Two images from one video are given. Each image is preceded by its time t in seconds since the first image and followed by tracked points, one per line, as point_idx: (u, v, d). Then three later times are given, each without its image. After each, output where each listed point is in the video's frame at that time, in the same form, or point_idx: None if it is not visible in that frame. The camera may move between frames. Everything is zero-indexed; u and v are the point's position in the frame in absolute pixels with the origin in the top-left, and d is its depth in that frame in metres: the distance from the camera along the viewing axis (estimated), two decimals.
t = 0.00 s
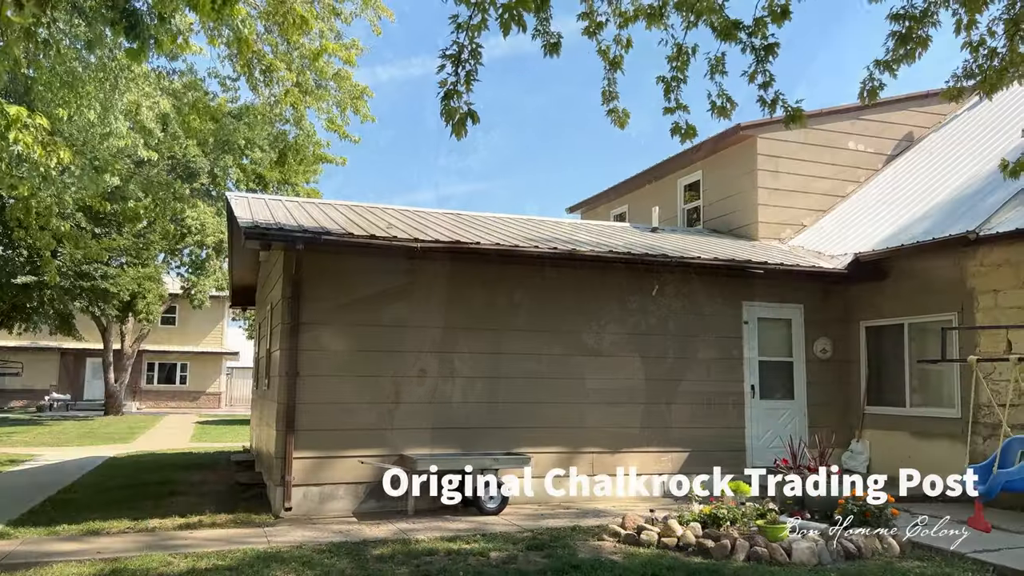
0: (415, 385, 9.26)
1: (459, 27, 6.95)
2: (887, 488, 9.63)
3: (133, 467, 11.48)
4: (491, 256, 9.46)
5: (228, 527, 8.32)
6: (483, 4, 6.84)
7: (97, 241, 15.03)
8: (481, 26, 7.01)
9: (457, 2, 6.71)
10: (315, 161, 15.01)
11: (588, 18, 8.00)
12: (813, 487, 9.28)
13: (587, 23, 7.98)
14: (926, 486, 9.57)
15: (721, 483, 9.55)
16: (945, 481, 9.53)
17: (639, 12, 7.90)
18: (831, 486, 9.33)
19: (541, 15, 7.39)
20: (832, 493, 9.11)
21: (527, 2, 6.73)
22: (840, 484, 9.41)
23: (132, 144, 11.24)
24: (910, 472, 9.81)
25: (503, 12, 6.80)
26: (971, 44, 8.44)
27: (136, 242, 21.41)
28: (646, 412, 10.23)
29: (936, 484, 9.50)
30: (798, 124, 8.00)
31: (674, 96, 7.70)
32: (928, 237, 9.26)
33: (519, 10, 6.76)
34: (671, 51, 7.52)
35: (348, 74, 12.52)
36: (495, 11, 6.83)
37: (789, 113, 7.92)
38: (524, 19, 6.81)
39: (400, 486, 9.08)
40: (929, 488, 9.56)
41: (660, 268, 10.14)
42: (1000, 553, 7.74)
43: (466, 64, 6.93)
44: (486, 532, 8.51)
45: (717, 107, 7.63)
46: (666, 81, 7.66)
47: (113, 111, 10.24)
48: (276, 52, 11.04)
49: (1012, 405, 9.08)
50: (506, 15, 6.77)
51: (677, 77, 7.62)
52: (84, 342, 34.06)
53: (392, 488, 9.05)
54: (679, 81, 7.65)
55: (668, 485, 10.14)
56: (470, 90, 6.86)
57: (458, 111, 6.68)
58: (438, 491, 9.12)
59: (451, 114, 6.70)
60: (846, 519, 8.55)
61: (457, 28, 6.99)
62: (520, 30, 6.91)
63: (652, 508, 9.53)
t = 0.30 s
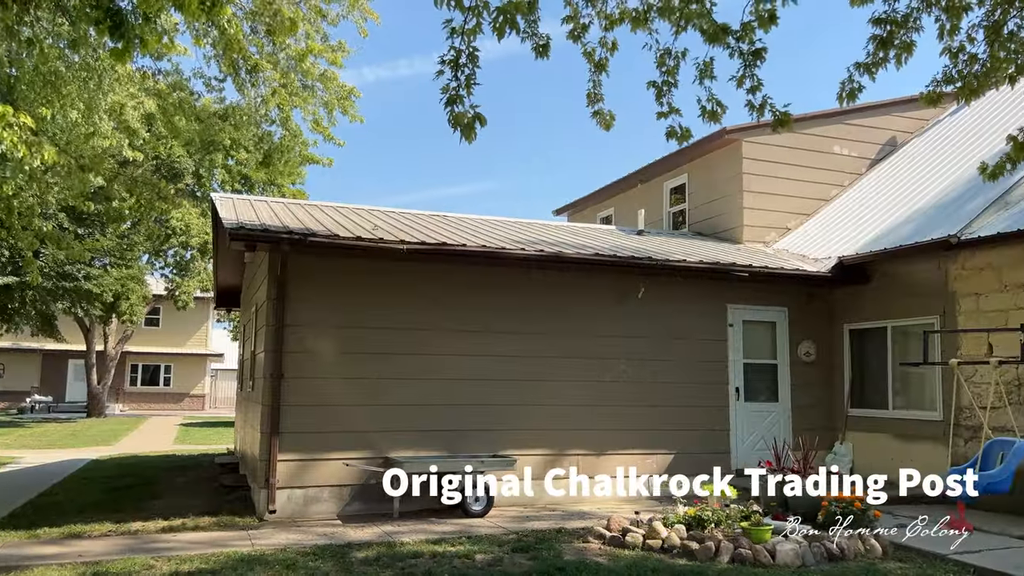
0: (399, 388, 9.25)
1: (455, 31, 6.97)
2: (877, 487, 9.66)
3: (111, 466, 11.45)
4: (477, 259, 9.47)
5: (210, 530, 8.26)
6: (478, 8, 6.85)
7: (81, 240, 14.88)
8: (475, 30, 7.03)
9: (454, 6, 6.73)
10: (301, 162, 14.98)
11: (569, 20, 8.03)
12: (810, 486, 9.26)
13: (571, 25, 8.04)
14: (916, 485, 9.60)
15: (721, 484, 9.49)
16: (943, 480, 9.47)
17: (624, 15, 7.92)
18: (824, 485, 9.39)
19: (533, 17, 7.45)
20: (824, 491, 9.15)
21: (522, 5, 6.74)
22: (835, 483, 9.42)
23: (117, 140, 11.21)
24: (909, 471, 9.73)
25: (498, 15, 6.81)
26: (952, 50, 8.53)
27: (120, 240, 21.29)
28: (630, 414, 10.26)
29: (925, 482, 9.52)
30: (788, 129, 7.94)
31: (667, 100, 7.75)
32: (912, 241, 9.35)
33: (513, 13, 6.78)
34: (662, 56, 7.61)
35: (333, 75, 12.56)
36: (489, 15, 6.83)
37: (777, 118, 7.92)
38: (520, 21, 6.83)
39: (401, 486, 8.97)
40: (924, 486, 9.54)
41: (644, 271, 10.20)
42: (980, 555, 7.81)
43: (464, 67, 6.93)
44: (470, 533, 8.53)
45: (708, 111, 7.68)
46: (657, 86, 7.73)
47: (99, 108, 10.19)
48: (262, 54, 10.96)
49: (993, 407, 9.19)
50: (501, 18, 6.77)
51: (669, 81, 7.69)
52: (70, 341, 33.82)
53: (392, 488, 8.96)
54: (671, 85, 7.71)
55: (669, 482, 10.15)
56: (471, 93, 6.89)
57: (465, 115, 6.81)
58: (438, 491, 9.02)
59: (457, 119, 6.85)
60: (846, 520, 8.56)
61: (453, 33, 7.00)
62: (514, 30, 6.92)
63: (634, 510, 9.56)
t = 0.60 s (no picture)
0: (379, 390, 9.22)
1: (434, 32, 6.96)
2: (871, 487, 9.63)
3: (87, 469, 11.33)
4: (459, 261, 9.46)
5: (187, 532, 8.18)
6: (459, 10, 6.83)
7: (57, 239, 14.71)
8: (455, 32, 7.02)
9: (435, 7, 6.71)
10: (281, 162, 14.90)
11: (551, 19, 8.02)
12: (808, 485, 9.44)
13: (554, 26, 8.05)
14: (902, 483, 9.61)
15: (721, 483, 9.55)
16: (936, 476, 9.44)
17: (604, 18, 7.95)
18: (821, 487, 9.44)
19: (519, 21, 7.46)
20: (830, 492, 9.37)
21: (503, 8, 6.74)
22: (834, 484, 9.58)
23: (94, 138, 11.10)
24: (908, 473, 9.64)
25: (480, 17, 6.78)
26: (927, 56, 8.64)
27: (98, 239, 21.08)
28: (611, 416, 10.29)
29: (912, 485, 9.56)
30: (773, 134, 7.97)
31: (651, 104, 7.78)
32: (889, 245, 9.46)
33: (494, 16, 6.76)
34: (646, 60, 7.64)
35: (314, 75, 12.52)
36: (469, 17, 6.82)
37: (762, 122, 7.95)
38: (502, 24, 6.82)
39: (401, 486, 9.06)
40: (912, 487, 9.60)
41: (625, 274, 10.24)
42: (955, 555, 7.90)
43: (444, 68, 6.93)
44: (450, 535, 8.51)
45: (692, 115, 7.72)
46: (642, 90, 7.76)
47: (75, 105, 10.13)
48: (242, 53, 10.87)
49: (967, 410, 9.32)
50: (482, 20, 6.74)
51: (654, 86, 7.72)
52: (46, 342, 33.39)
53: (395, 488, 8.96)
54: (655, 89, 7.74)
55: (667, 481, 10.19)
56: (449, 94, 6.89)
57: (442, 115, 6.80)
58: (438, 491, 9.01)
59: (434, 119, 6.84)
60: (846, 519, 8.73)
61: (434, 33, 6.98)
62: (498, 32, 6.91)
63: (613, 511, 9.60)
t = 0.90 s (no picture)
0: (353, 391, 9.18)
1: (400, 30, 6.97)
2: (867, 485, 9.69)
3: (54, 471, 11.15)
4: (435, 263, 9.46)
5: (157, 535, 8.09)
6: (424, 10, 6.85)
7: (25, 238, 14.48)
8: (420, 31, 7.03)
9: (399, 5, 6.73)
10: (256, 161, 14.79)
11: (532, 18, 8.02)
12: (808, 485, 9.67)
13: (537, 26, 8.06)
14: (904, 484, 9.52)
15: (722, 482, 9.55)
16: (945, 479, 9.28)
17: (576, 20, 8.00)
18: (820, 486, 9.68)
19: (493, 23, 7.49)
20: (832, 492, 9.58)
21: (468, 9, 6.75)
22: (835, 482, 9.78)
23: (65, 134, 10.94)
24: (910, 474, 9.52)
25: (444, 18, 6.81)
26: (896, 63, 8.79)
27: (68, 238, 20.77)
28: (585, 417, 10.33)
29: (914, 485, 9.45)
30: (746, 140, 8.06)
31: (626, 108, 7.85)
32: (859, 249, 9.60)
33: (459, 17, 6.79)
34: (621, 64, 7.70)
35: (289, 74, 12.44)
36: (435, 17, 6.83)
37: (734, 127, 8.05)
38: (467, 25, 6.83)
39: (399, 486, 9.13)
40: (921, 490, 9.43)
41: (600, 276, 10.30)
42: (921, 554, 8.04)
43: (408, 66, 6.93)
44: (423, 536, 8.50)
45: (669, 119, 7.78)
46: (616, 94, 7.85)
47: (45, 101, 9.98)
48: (217, 52, 10.75)
49: (934, 412, 9.49)
50: (445, 21, 6.77)
51: (629, 90, 7.78)
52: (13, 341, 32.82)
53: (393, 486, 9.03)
54: (630, 94, 7.81)
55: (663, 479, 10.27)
56: (412, 92, 6.90)
57: (402, 112, 6.80)
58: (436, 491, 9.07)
59: (395, 115, 6.84)
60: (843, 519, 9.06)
61: (398, 31, 7.00)
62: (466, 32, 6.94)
63: (587, 512, 9.64)
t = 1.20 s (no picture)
0: (320, 391, 9.11)
1: (368, 28, 6.94)
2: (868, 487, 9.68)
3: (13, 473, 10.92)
4: (403, 263, 9.43)
5: (118, 537, 7.95)
6: (394, 8, 6.83)
7: None
8: (389, 29, 7.01)
9: (368, 4, 6.69)
10: (225, 158, 14.63)
11: (501, 19, 8.03)
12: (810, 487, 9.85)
13: (497, 31, 8.12)
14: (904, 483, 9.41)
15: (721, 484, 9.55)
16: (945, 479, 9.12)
17: (546, 22, 8.03)
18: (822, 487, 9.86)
19: (459, 24, 7.49)
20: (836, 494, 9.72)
21: (438, 9, 6.74)
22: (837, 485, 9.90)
23: (26, 129, 10.73)
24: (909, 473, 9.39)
25: (413, 17, 6.79)
26: (863, 71, 8.92)
27: (29, 236, 20.36)
28: (555, 418, 10.36)
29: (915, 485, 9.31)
30: (710, 144, 8.18)
31: (592, 111, 7.88)
32: (824, 252, 9.74)
33: (429, 16, 6.77)
34: (586, 66, 7.74)
35: (258, 71, 12.34)
36: (404, 16, 6.81)
37: (699, 132, 8.13)
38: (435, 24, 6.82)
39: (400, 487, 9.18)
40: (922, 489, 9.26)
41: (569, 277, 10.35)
42: (882, 553, 8.18)
43: (375, 63, 6.91)
44: (390, 538, 8.46)
45: (633, 124, 7.84)
46: (583, 96, 7.87)
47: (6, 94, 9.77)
48: (184, 47, 10.61)
49: (895, 412, 9.65)
50: (415, 20, 6.75)
51: (594, 92, 7.82)
52: None
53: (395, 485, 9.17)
54: (596, 96, 7.85)
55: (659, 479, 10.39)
56: (380, 89, 6.87)
57: (368, 108, 6.78)
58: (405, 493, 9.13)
59: (360, 110, 6.82)
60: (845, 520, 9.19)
61: (367, 29, 6.96)
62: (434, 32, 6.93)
63: (555, 513, 9.66)
